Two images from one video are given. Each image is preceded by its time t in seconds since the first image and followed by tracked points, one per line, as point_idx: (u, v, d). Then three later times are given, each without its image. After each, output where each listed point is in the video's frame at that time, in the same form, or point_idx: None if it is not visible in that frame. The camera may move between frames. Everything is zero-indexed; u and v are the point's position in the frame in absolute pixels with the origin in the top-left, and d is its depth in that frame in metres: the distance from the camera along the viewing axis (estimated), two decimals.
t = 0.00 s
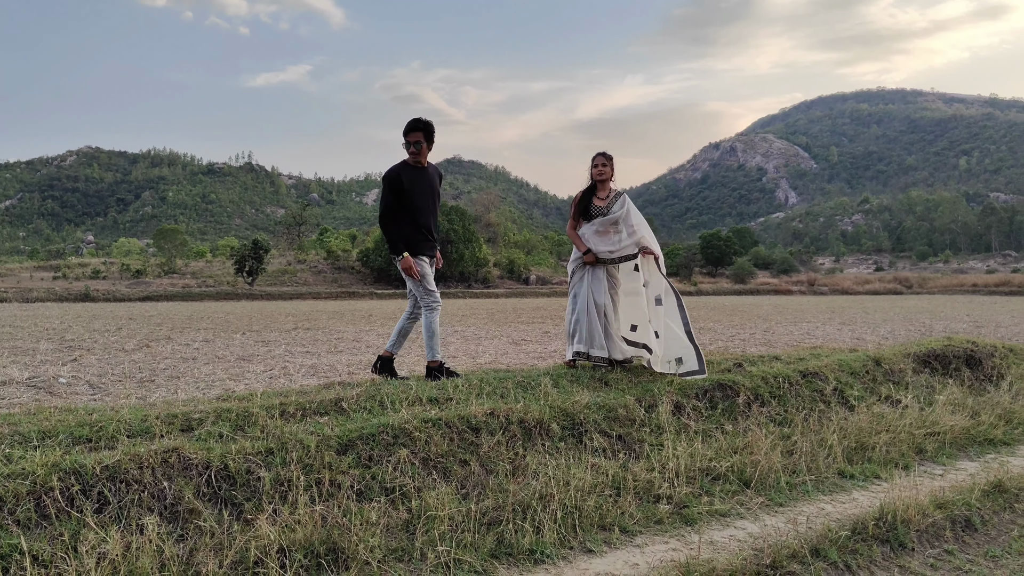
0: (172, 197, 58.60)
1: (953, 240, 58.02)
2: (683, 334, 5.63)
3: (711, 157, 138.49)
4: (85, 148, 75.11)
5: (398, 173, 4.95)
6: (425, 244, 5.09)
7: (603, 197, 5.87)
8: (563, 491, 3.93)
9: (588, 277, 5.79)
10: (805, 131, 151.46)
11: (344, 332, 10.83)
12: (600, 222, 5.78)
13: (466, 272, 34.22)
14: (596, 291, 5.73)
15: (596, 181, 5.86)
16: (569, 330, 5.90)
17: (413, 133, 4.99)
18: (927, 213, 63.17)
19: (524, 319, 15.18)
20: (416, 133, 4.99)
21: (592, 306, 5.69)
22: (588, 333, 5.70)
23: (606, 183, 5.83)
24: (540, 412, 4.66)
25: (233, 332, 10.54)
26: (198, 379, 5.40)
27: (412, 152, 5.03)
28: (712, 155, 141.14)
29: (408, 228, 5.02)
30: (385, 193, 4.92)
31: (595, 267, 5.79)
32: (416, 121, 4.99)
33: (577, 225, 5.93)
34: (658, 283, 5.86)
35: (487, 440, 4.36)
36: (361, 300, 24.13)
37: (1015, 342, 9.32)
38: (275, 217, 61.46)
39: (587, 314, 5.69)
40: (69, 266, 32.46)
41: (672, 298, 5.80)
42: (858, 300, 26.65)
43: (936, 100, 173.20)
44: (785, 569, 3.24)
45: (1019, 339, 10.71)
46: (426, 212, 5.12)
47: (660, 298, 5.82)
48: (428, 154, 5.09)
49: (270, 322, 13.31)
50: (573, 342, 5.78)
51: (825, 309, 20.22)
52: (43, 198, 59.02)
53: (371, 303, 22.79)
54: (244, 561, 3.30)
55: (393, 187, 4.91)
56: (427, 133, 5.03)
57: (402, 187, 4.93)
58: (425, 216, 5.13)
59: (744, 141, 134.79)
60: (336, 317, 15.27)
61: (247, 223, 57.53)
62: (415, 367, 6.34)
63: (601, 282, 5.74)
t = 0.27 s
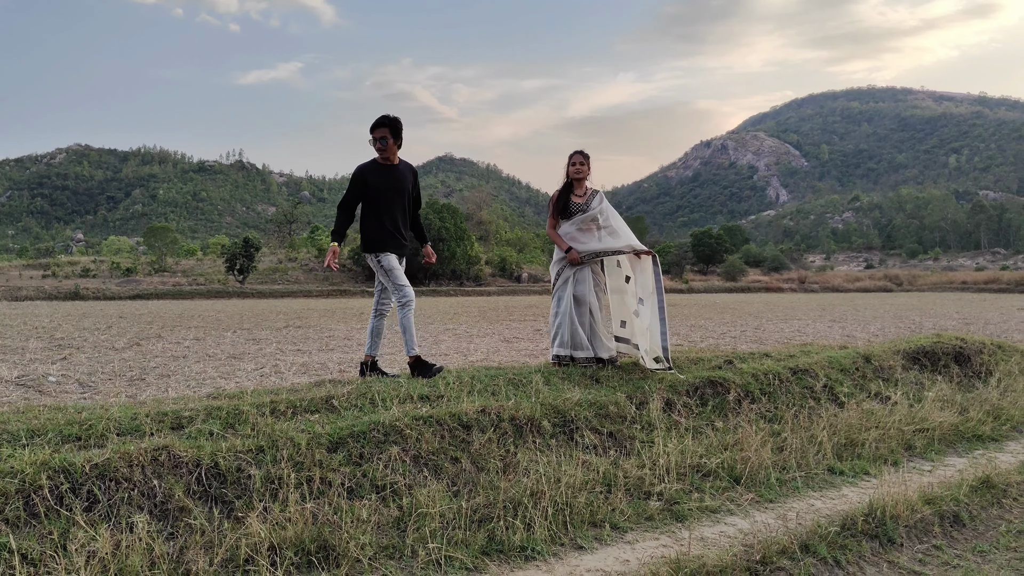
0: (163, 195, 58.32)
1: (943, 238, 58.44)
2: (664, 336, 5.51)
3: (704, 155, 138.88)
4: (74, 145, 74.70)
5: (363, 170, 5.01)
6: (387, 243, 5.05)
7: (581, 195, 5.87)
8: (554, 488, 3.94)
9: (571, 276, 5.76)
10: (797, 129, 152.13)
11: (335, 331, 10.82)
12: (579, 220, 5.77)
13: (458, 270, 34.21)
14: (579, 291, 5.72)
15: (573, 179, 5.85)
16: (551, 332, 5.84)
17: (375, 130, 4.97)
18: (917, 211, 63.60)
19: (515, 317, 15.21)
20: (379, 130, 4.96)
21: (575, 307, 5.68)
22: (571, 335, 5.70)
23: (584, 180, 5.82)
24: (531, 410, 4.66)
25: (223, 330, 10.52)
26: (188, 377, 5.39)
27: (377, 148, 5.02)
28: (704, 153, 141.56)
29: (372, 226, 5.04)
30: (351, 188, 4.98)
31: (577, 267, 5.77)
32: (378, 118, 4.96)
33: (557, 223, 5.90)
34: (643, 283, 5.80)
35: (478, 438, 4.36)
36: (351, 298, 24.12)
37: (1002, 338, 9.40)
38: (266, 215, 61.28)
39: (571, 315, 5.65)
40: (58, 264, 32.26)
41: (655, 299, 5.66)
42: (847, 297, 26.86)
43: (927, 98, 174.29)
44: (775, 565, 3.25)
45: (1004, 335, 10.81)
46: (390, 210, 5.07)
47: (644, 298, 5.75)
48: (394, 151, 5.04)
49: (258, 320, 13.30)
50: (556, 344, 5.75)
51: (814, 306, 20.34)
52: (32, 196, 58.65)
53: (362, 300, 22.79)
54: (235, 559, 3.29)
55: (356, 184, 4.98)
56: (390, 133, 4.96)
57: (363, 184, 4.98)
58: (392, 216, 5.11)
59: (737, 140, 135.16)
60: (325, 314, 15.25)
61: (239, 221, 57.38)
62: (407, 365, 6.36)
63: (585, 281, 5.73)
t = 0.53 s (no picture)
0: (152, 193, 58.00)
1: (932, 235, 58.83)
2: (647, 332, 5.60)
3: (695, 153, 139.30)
4: (61, 143, 74.22)
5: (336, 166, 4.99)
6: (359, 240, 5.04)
7: (557, 192, 5.85)
8: (545, 485, 3.93)
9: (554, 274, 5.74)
10: (788, 126, 152.78)
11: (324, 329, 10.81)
12: (557, 219, 5.75)
13: (449, 267, 34.19)
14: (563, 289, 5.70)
15: (548, 177, 5.82)
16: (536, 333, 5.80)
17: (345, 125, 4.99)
18: (906, 208, 64.02)
19: (505, 314, 15.21)
20: (350, 124, 4.97)
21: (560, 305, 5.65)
22: (557, 335, 5.66)
23: (560, 178, 5.81)
24: (522, 407, 4.66)
25: (213, 329, 10.48)
26: (178, 376, 5.37)
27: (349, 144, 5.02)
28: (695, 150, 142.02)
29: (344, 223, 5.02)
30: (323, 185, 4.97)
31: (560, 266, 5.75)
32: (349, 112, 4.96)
33: (534, 222, 5.85)
34: (623, 278, 5.86)
35: (468, 436, 4.35)
36: (340, 296, 24.06)
37: (989, 335, 9.47)
38: (257, 213, 61.06)
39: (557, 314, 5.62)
40: (45, 263, 32.04)
41: (636, 293, 5.77)
42: (836, 294, 27.01)
43: (916, 95, 175.27)
44: (765, 560, 3.25)
45: (985, 330, 10.93)
46: (363, 206, 5.04)
47: (622, 294, 5.84)
48: (365, 145, 5.03)
49: (246, 318, 13.25)
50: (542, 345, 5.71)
51: (803, 303, 20.43)
52: (19, 195, 58.23)
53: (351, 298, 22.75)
54: (225, 558, 3.27)
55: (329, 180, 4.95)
56: (361, 127, 4.97)
57: (335, 181, 4.96)
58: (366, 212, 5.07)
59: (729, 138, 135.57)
60: (313, 313, 15.21)
61: (228, 219, 57.18)
62: (398, 364, 6.36)
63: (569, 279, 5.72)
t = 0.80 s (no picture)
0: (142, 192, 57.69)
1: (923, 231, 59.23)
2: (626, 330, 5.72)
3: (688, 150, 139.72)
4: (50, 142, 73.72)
5: (307, 158, 4.91)
6: (326, 238, 5.00)
7: (543, 189, 5.85)
8: (538, 481, 3.93)
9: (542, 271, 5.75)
10: (779, 123, 153.47)
11: (315, 327, 10.78)
12: (545, 218, 5.78)
13: (441, 265, 34.18)
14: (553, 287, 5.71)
15: (535, 173, 5.81)
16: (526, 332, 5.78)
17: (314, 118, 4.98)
18: (896, 205, 64.41)
19: (497, 312, 15.21)
20: (322, 116, 4.96)
21: (551, 303, 5.66)
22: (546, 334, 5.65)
23: (547, 175, 5.82)
24: (514, 404, 4.66)
25: (204, 327, 10.45)
26: (170, 375, 5.36)
27: (318, 137, 5.01)
28: (687, 147, 142.35)
29: (313, 218, 4.94)
30: (293, 178, 4.87)
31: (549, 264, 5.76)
32: (320, 104, 4.95)
33: (522, 220, 5.89)
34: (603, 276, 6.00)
35: (461, 433, 4.34)
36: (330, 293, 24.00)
37: (976, 329, 9.53)
38: (248, 211, 60.83)
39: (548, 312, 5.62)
40: (34, 262, 31.82)
41: (610, 295, 5.97)
42: (826, 291, 27.17)
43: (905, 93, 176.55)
44: (758, 556, 3.26)
45: (973, 326, 11.01)
46: (331, 201, 5.00)
47: (601, 293, 5.97)
48: (336, 138, 5.03)
49: (235, 317, 13.19)
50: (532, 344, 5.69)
51: (793, 300, 20.54)
52: (8, 195, 57.79)
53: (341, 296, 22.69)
54: (217, 556, 3.26)
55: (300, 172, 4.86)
56: (334, 121, 4.99)
57: (305, 173, 4.87)
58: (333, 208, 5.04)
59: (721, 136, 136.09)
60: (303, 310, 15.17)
61: (219, 218, 56.92)
62: (391, 362, 6.36)
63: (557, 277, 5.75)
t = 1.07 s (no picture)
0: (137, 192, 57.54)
1: (919, 229, 59.41)
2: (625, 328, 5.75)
3: (684, 149, 139.90)
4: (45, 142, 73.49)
5: (294, 153, 4.87)
6: (315, 235, 5.00)
7: (542, 188, 5.79)
8: (536, 480, 3.93)
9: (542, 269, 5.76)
10: (775, 121, 153.76)
11: (312, 327, 10.77)
12: (545, 217, 5.74)
13: (437, 264, 34.18)
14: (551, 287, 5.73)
15: (534, 171, 5.75)
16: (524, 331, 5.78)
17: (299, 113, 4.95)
18: (892, 202, 64.63)
19: (493, 311, 15.22)
20: (309, 110, 4.92)
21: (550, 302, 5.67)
22: (543, 333, 5.66)
23: (546, 173, 5.77)
24: (511, 403, 4.66)
25: (200, 327, 10.45)
26: (166, 375, 5.35)
27: (304, 132, 4.97)
28: (683, 146, 142.59)
29: (302, 216, 4.93)
30: (279, 173, 4.84)
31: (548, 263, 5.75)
32: (306, 99, 4.91)
33: (521, 219, 5.84)
34: (602, 274, 6.00)
35: (458, 432, 4.34)
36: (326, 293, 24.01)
37: (971, 326, 9.56)
38: (244, 211, 60.74)
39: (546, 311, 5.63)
40: (29, 263, 31.74)
41: (613, 291, 5.94)
42: (822, 288, 27.25)
43: (901, 91, 177.05)
44: (755, 553, 3.26)
45: (967, 323, 11.05)
46: (318, 197, 5.00)
47: (602, 291, 5.96)
48: (323, 133, 5.02)
49: (231, 317, 13.18)
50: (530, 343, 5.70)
51: (788, 298, 20.58)
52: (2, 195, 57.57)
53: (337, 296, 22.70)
54: (215, 557, 3.25)
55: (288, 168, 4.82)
56: (322, 115, 4.96)
57: (294, 169, 4.84)
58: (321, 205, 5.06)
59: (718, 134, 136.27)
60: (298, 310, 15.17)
61: (215, 218, 56.85)
62: (388, 361, 6.36)
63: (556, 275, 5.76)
